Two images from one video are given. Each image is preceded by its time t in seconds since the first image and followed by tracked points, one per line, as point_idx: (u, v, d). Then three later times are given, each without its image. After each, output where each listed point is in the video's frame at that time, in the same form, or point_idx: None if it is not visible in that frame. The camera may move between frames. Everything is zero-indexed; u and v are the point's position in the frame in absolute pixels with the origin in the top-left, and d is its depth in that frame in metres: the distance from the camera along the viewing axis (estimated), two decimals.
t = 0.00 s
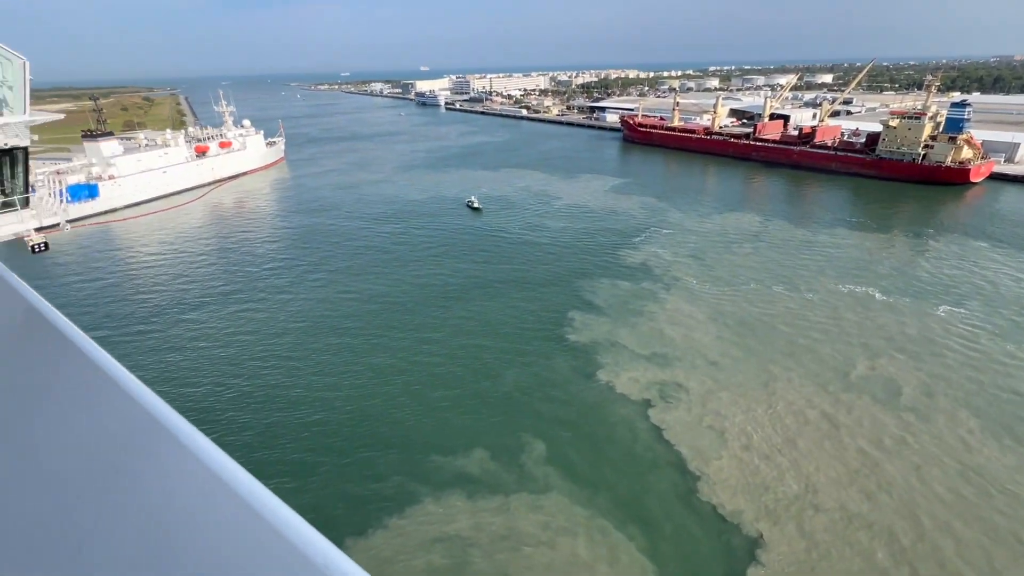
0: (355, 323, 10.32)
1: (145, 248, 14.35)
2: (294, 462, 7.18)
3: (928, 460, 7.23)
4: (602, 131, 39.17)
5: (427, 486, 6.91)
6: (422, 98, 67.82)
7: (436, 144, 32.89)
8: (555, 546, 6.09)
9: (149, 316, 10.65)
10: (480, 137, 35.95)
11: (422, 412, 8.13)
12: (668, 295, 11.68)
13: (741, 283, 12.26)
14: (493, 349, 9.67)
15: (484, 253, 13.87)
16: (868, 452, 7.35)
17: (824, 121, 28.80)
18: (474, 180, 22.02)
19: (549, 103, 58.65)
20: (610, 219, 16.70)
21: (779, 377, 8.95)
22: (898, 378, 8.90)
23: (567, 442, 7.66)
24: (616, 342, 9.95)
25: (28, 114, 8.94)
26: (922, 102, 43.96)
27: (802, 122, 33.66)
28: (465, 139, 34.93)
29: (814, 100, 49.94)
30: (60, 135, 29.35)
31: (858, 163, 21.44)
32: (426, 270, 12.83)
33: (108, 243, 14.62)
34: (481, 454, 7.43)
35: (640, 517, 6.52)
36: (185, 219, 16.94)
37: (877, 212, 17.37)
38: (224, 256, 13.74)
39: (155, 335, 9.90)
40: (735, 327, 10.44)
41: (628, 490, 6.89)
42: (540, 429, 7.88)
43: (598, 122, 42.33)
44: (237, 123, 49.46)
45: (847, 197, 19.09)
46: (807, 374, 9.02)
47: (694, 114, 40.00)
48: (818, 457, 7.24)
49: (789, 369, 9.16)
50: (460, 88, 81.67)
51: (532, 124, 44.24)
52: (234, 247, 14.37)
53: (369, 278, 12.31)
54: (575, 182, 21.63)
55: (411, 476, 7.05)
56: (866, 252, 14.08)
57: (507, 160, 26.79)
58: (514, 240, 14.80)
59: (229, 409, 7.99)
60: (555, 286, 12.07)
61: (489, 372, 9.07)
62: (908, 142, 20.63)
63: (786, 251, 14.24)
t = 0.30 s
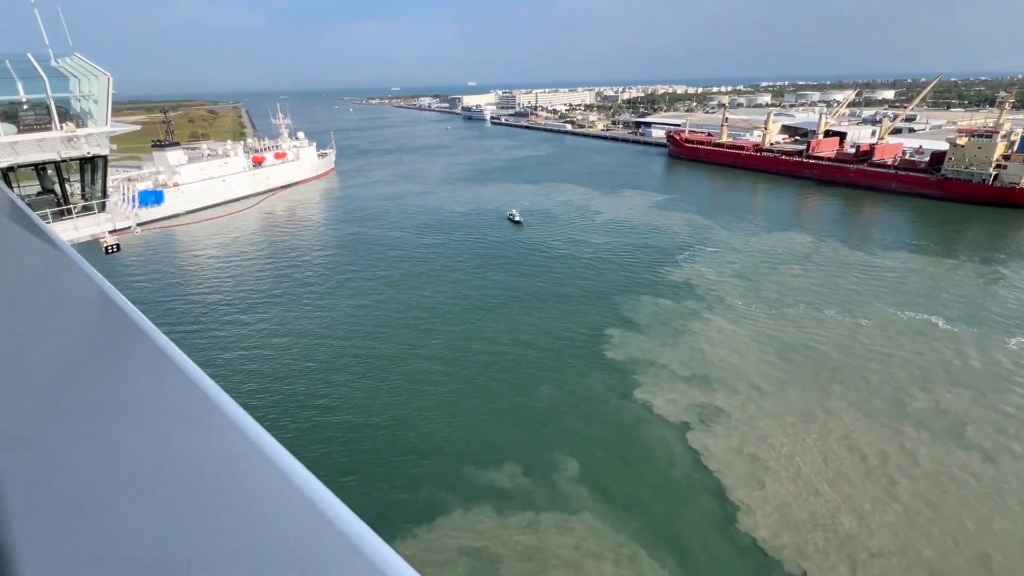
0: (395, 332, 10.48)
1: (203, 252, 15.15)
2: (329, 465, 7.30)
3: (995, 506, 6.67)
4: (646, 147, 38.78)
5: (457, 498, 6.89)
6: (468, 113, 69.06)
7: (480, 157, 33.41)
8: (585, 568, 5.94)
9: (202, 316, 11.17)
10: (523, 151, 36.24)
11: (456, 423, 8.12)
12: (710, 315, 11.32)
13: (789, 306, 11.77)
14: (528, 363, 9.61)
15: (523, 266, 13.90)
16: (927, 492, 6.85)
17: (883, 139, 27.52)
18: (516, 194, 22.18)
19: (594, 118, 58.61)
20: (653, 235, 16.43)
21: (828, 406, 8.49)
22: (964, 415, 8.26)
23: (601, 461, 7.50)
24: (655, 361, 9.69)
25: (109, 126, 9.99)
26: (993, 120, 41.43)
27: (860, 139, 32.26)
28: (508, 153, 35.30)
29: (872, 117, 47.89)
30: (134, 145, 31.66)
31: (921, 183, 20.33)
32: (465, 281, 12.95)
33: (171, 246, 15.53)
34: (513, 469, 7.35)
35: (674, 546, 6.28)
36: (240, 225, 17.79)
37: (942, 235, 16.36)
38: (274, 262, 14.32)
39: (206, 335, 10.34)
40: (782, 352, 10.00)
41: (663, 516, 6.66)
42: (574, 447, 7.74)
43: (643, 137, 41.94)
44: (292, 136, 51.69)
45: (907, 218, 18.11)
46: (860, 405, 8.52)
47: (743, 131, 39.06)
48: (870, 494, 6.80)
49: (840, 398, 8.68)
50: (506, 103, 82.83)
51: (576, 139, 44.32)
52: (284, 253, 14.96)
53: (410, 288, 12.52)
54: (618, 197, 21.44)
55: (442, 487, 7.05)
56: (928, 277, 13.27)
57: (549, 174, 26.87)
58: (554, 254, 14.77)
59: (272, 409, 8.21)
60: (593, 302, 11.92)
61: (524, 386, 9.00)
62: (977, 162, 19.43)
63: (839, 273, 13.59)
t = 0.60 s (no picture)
0: (429, 342, 10.60)
1: (252, 258, 15.81)
2: (359, 473, 7.37)
3: None
4: (689, 163, 38.20)
5: (485, 512, 6.84)
6: (509, 128, 69.93)
7: (519, 171, 33.70)
8: None
9: (247, 320, 11.57)
10: (562, 166, 36.34)
11: (487, 436, 8.08)
12: (752, 336, 10.94)
13: (837, 329, 11.24)
14: (561, 378, 9.49)
15: (559, 281, 13.85)
16: (989, 538, 6.34)
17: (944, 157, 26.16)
18: (553, 208, 22.22)
19: (635, 134, 58.25)
20: (693, 253, 16.08)
21: (879, 438, 8.01)
22: None
23: (633, 483, 7.30)
24: (693, 382, 9.42)
25: (175, 139, 10.65)
26: None
27: (917, 158, 30.78)
28: (548, 168, 35.47)
29: (932, 134, 45.67)
30: (194, 156, 33.60)
31: (985, 205, 19.17)
32: (501, 294, 13.01)
33: (222, 251, 16.28)
34: (542, 485, 7.25)
35: None
36: (287, 233, 18.52)
37: (1008, 260, 15.33)
38: (317, 270, 14.77)
39: (251, 339, 10.74)
40: (829, 378, 9.51)
41: (696, 544, 6.40)
42: (606, 467, 7.57)
43: (685, 154, 41.39)
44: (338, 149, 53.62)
45: (970, 241, 17.08)
46: (914, 438, 8.01)
47: (791, 148, 37.96)
48: (924, 535, 6.34)
49: (892, 430, 8.18)
50: (548, 118, 83.63)
51: (616, 154, 44.17)
52: (327, 262, 15.44)
53: (446, 299, 12.68)
54: (657, 213, 21.15)
55: (470, 500, 7.01)
56: (992, 304, 12.45)
57: (588, 189, 26.82)
58: (590, 269, 14.66)
59: (309, 413, 8.42)
60: (629, 319, 11.73)
61: (556, 401, 8.89)
62: None
63: (893, 297, 12.92)
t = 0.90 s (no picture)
0: (459, 355, 10.64)
1: (290, 267, 16.32)
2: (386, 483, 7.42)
3: None
4: (727, 179, 37.46)
5: (509, 527, 6.76)
6: (545, 142, 70.35)
7: (553, 186, 33.78)
8: None
9: (286, 327, 11.94)
10: (597, 181, 36.22)
11: (513, 451, 8.00)
12: (791, 359, 10.54)
13: (884, 354, 10.71)
14: (590, 395, 9.34)
15: (590, 296, 13.73)
16: None
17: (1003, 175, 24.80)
18: (587, 223, 22.13)
19: (672, 149, 57.66)
20: (729, 270, 15.69)
21: (930, 472, 7.54)
22: None
23: (662, 507, 7.08)
24: (727, 404, 9.12)
25: (225, 152, 11.15)
26: None
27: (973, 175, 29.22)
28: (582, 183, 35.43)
29: (990, 150, 43.40)
30: (242, 169, 35.21)
31: None
32: (532, 308, 12.98)
33: (264, 260, 16.89)
34: (568, 504, 7.12)
35: None
36: (326, 244, 19.05)
37: None
38: (352, 280, 15.10)
39: (288, 345, 11.04)
40: (875, 406, 9.02)
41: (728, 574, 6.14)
42: (634, 488, 7.38)
43: (723, 169, 40.65)
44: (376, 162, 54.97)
45: None
46: (969, 474, 7.51)
47: (835, 164, 36.75)
48: None
49: (943, 464, 7.69)
50: (584, 133, 83.76)
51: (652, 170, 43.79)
52: (363, 272, 15.78)
53: (477, 312, 12.74)
54: (693, 230, 20.78)
55: (494, 514, 6.94)
56: None
57: (622, 204, 26.62)
58: (623, 285, 14.48)
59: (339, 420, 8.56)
60: (662, 337, 11.49)
61: (585, 418, 8.75)
62: None
63: (945, 322, 12.24)
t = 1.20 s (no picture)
0: (482, 367, 10.65)
1: (319, 277, 16.69)
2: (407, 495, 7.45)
3: None
4: (758, 194, 36.78)
5: (528, 544, 6.66)
6: (572, 156, 70.43)
7: (580, 200, 33.74)
8: None
9: (316, 335, 12.22)
10: (624, 195, 36.02)
11: (534, 465, 7.92)
12: (824, 379, 10.18)
13: (924, 377, 10.26)
14: (614, 411, 9.19)
15: (615, 311, 13.59)
16: None
17: None
18: (613, 237, 21.99)
19: (702, 164, 57.03)
20: (760, 287, 15.32)
21: (973, 504, 7.15)
22: None
23: (687, 528, 6.88)
24: (756, 424, 8.85)
25: (263, 165, 11.67)
26: None
27: (1020, 191, 27.97)
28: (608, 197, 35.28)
29: None
30: (276, 181, 36.34)
31: None
32: (556, 321, 12.93)
33: (294, 269, 17.32)
34: (589, 521, 6.98)
35: None
36: (354, 255, 19.41)
37: None
38: (379, 291, 15.34)
39: (314, 353, 11.25)
40: (914, 432, 8.62)
41: None
42: (658, 508, 7.19)
43: (754, 184, 39.97)
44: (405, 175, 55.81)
45: None
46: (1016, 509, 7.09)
47: (872, 180, 35.70)
48: None
49: (988, 498, 7.29)
50: (611, 147, 83.66)
51: (680, 184, 43.38)
52: (389, 283, 16.02)
53: (501, 324, 12.76)
54: (722, 245, 20.43)
55: (514, 529, 6.85)
56: None
57: (649, 219, 26.38)
58: (649, 301, 14.29)
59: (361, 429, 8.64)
60: (689, 353, 11.27)
61: (607, 434, 8.60)
62: None
63: (991, 345, 11.67)
